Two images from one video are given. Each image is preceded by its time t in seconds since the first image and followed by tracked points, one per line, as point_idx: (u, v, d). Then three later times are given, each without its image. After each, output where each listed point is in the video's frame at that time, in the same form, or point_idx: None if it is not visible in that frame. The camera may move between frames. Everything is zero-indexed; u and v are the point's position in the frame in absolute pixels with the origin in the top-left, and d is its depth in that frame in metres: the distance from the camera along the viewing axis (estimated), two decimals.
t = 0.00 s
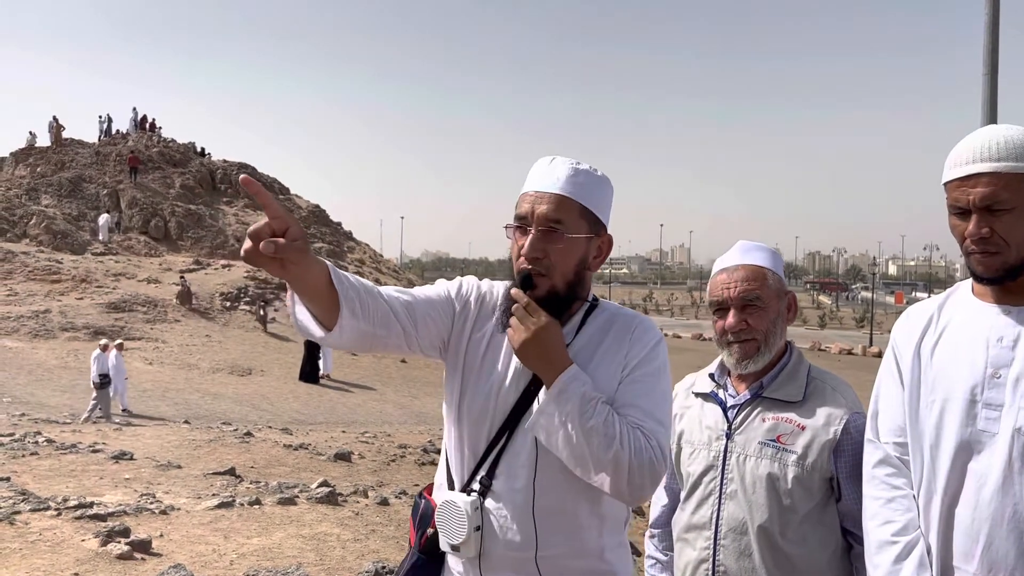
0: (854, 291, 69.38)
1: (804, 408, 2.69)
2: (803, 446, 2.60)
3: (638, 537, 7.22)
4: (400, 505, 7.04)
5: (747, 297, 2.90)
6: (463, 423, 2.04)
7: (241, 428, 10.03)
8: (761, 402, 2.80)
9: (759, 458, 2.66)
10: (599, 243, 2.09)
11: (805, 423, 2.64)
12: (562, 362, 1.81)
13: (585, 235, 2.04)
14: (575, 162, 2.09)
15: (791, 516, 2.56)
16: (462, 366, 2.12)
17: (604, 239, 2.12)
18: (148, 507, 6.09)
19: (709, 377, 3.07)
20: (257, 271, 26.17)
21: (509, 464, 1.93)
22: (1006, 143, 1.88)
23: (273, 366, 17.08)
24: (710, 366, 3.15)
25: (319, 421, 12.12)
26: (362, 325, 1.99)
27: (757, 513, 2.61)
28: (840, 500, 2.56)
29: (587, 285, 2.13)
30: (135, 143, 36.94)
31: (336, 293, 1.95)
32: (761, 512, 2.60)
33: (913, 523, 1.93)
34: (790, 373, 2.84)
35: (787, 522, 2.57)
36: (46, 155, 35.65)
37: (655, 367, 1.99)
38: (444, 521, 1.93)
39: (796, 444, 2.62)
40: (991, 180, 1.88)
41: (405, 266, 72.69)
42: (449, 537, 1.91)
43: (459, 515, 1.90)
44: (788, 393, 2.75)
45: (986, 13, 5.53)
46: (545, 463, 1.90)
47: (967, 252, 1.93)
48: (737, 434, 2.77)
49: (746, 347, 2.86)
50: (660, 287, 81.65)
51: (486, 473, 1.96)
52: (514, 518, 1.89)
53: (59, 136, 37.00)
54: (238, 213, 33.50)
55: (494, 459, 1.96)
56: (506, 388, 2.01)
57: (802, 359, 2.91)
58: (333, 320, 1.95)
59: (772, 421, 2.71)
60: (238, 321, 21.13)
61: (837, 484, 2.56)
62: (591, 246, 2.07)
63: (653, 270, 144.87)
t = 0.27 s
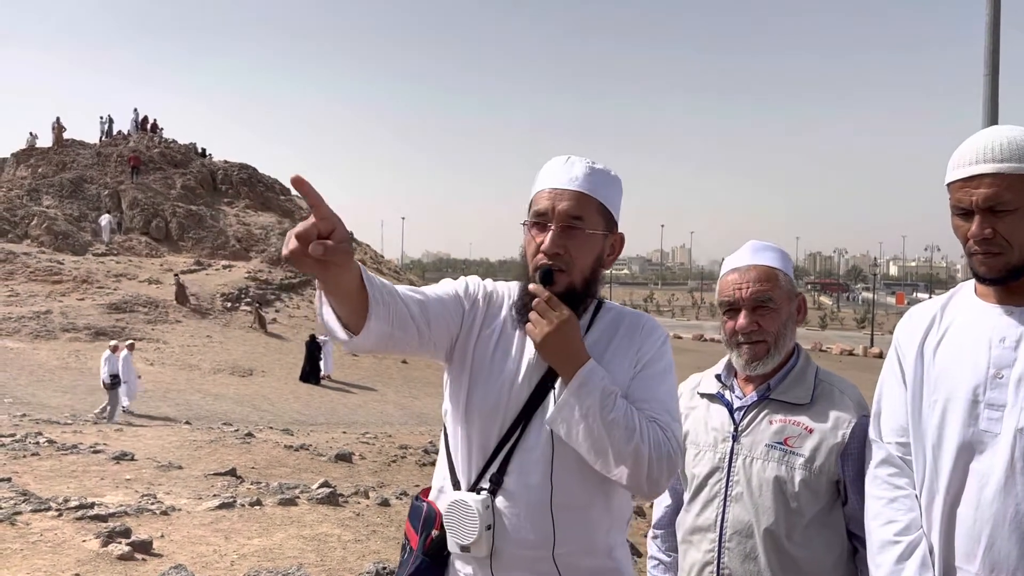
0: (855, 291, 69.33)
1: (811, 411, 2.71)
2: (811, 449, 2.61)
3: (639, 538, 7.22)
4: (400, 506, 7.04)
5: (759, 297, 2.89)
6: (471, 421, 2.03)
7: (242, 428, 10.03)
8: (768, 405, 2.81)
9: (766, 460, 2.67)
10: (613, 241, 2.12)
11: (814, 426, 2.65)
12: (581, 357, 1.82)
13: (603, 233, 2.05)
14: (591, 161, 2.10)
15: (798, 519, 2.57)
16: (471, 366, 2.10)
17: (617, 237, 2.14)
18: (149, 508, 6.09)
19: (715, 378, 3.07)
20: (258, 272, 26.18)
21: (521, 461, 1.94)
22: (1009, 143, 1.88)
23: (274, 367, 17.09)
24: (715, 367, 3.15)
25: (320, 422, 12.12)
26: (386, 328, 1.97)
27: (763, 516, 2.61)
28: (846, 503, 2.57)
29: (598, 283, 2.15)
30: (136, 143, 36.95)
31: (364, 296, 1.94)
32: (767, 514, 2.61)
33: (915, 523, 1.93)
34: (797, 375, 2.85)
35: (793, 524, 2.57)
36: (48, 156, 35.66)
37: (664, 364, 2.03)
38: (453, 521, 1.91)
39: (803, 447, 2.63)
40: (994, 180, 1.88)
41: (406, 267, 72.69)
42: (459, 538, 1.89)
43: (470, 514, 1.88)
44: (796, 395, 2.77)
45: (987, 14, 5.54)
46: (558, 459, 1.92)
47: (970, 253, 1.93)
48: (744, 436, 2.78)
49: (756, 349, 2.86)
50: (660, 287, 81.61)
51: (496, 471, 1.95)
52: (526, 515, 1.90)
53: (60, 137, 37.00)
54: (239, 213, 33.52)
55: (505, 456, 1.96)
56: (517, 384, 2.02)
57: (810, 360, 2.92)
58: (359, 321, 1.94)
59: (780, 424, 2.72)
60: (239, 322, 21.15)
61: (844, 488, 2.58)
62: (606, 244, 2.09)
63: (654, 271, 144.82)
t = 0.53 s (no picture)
0: (857, 293, 69.28)
1: (820, 413, 2.71)
2: (820, 452, 2.62)
3: (641, 539, 7.21)
4: (401, 507, 7.04)
5: (767, 300, 2.89)
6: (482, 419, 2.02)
7: (243, 429, 10.03)
8: (776, 407, 2.82)
9: (775, 464, 2.68)
10: (620, 241, 2.14)
11: (822, 430, 2.65)
12: (598, 352, 1.84)
13: (614, 231, 2.07)
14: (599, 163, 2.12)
15: (807, 522, 2.58)
16: (480, 366, 2.10)
17: (624, 238, 2.15)
18: (150, 509, 6.09)
19: (721, 379, 3.06)
20: (259, 273, 26.18)
21: (535, 459, 1.95)
22: (1013, 142, 1.88)
23: (275, 367, 17.09)
24: (719, 368, 3.15)
25: (321, 422, 12.11)
26: (412, 327, 1.98)
27: (770, 520, 2.62)
28: (854, 507, 2.59)
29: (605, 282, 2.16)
30: (138, 144, 36.98)
31: (399, 292, 1.95)
32: (774, 518, 2.62)
33: (919, 525, 1.94)
34: (804, 378, 2.85)
35: (802, 528, 2.58)
36: (49, 157, 35.69)
37: (670, 360, 2.07)
38: (467, 522, 1.90)
39: (812, 451, 2.63)
40: (998, 180, 1.88)
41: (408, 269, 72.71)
42: (475, 540, 1.88)
43: (486, 515, 1.88)
44: (805, 398, 2.77)
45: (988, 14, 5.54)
46: (571, 456, 1.94)
47: (973, 252, 1.93)
48: (752, 439, 2.79)
49: (765, 352, 2.86)
50: (662, 288, 81.46)
51: (510, 470, 1.96)
52: (539, 514, 1.91)
53: (61, 138, 37.03)
54: (240, 214, 33.54)
55: (519, 454, 1.97)
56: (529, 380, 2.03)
57: (817, 363, 2.93)
58: (389, 317, 1.95)
59: (788, 427, 2.73)
60: (240, 323, 21.16)
61: (852, 492, 2.59)
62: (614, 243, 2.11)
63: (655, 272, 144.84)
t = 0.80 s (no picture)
0: (858, 294, 69.25)
1: (826, 416, 2.71)
2: (825, 455, 2.62)
3: (642, 540, 7.21)
4: (403, 508, 7.03)
5: (774, 299, 2.90)
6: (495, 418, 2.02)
7: (245, 430, 10.04)
8: (782, 410, 2.82)
9: (780, 467, 2.68)
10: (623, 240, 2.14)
11: (828, 433, 2.65)
12: (613, 352, 1.89)
13: (618, 230, 2.07)
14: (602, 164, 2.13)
15: (812, 525, 2.58)
16: (489, 366, 2.09)
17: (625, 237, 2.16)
18: (152, 510, 6.09)
19: (726, 381, 3.07)
20: (260, 274, 26.21)
21: (550, 458, 1.96)
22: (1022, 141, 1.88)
23: (276, 368, 17.09)
24: (724, 370, 3.16)
25: (323, 423, 12.12)
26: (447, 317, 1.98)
27: (775, 523, 2.62)
28: (859, 510, 2.59)
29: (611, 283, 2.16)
30: (139, 145, 37.03)
31: (441, 281, 1.95)
32: (780, 521, 2.62)
33: (923, 527, 1.94)
34: (810, 380, 2.84)
35: (807, 531, 2.59)
36: (51, 158, 35.71)
37: (672, 358, 2.15)
38: (483, 527, 1.88)
39: (818, 454, 2.63)
40: (1006, 178, 1.88)
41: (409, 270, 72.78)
42: (491, 543, 1.87)
43: (503, 517, 1.87)
44: (810, 400, 2.77)
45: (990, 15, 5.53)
46: (584, 455, 1.96)
47: (977, 250, 1.93)
48: (757, 441, 2.79)
49: (771, 353, 2.87)
50: (663, 289, 81.48)
51: (523, 471, 1.96)
52: (554, 514, 1.93)
53: (63, 139, 37.06)
54: (242, 215, 33.58)
55: (532, 454, 1.97)
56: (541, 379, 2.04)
57: (822, 365, 2.92)
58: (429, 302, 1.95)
59: (794, 430, 2.73)
60: (241, 324, 21.17)
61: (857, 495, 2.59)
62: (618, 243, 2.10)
63: (657, 273, 144.83)
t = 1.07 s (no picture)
0: (860, 295, 69.25)
1: (829, 418, 2.71)
2: (829, 457, 2.61)
3: (644, 541, 7.19)
4: (404, 509, 7.03)
5: (777, 300, 2.90)
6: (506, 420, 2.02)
7: (247, 431, 10.02)
8: (785, 412, 2.81)
9: (784, 470, 2.68)
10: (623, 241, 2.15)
11: (832, 435, 2.65)
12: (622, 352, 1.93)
13: (619, 231, 2.08)
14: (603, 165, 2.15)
15: (816, 527, 2.58)
16: (498, 368, 2.08)
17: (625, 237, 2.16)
18: (153, 511, 6.09)
19: (729, 383, 3.06)
20: (262, 275, 26.22)
21: (561, 460, 1.97)
22: None
23: (278, 369, 17.10)
24: (727, 372, 3.15)
25: (325, 424, 12.11)
26: (476, 317, 1.97)
27: (778, 525, 2.62)
28: (862, 513, 2.59)
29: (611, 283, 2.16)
30: (141, 147, 37.05)
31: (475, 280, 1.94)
32: (783, 523, 2.61)
33: (930, 528, 1.92)
34: (813, 381, 2.84)
35: (810, 533, 2.59)
36: (53, 159, 35.74)
37: (670, 359, 2.21)
38: (494, 531, 1.86)
39: (821, 456, 2.63)
40: (1017, 175, 1.88)
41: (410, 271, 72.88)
42: (502, 545, 1.85)
43: (515, 520, 1.86)
44: (814, 402, 2.76)
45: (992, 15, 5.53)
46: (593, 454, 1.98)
47: (983, 245, 1.93)
48: (761, 443, 2.78)
49: (775, 353, 2.86)
50: (664, 290, 81.54)
51: (532, 473, 1.96)
52: (562, 515, 1.94)
53: (65, 140, 37.09)
54: (244, 216, 33.60)
55: (541, 455, 1.98)
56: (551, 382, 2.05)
57: (826, 366, 2.92)
58: (461, 298, 1.94)
59: (797, 432, 2.72)
60: (243, 325, 21.19)
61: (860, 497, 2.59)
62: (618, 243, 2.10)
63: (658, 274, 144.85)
